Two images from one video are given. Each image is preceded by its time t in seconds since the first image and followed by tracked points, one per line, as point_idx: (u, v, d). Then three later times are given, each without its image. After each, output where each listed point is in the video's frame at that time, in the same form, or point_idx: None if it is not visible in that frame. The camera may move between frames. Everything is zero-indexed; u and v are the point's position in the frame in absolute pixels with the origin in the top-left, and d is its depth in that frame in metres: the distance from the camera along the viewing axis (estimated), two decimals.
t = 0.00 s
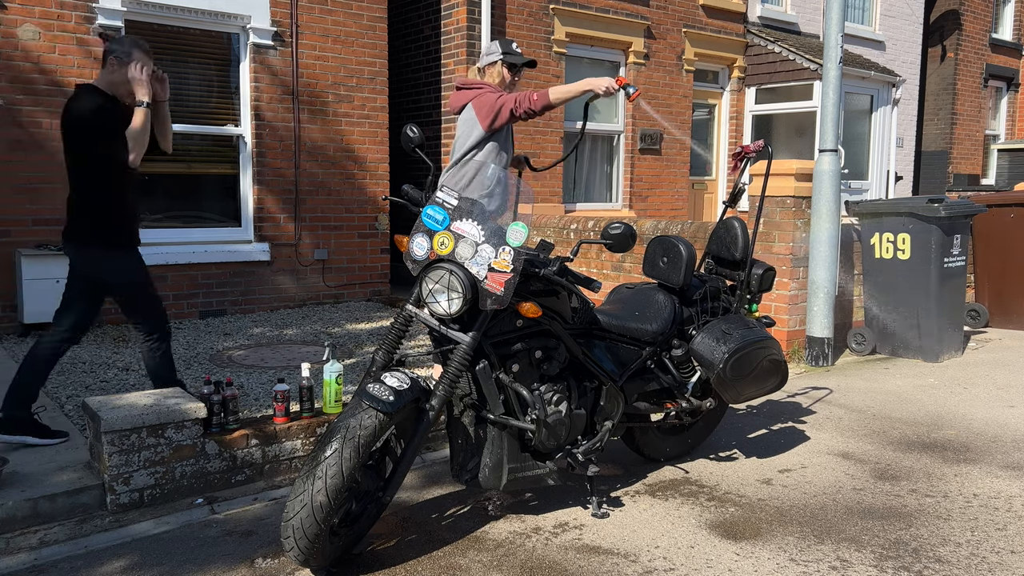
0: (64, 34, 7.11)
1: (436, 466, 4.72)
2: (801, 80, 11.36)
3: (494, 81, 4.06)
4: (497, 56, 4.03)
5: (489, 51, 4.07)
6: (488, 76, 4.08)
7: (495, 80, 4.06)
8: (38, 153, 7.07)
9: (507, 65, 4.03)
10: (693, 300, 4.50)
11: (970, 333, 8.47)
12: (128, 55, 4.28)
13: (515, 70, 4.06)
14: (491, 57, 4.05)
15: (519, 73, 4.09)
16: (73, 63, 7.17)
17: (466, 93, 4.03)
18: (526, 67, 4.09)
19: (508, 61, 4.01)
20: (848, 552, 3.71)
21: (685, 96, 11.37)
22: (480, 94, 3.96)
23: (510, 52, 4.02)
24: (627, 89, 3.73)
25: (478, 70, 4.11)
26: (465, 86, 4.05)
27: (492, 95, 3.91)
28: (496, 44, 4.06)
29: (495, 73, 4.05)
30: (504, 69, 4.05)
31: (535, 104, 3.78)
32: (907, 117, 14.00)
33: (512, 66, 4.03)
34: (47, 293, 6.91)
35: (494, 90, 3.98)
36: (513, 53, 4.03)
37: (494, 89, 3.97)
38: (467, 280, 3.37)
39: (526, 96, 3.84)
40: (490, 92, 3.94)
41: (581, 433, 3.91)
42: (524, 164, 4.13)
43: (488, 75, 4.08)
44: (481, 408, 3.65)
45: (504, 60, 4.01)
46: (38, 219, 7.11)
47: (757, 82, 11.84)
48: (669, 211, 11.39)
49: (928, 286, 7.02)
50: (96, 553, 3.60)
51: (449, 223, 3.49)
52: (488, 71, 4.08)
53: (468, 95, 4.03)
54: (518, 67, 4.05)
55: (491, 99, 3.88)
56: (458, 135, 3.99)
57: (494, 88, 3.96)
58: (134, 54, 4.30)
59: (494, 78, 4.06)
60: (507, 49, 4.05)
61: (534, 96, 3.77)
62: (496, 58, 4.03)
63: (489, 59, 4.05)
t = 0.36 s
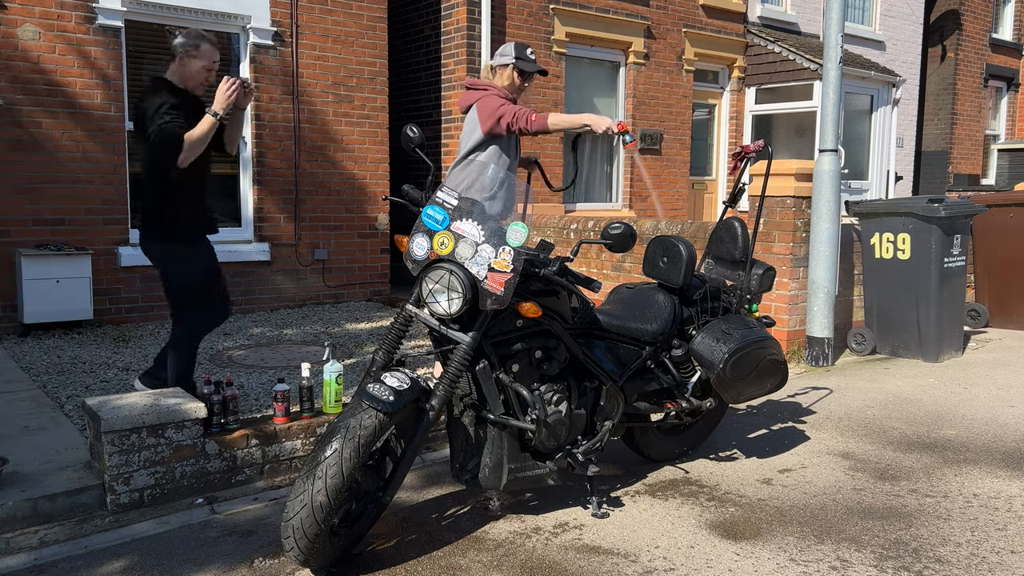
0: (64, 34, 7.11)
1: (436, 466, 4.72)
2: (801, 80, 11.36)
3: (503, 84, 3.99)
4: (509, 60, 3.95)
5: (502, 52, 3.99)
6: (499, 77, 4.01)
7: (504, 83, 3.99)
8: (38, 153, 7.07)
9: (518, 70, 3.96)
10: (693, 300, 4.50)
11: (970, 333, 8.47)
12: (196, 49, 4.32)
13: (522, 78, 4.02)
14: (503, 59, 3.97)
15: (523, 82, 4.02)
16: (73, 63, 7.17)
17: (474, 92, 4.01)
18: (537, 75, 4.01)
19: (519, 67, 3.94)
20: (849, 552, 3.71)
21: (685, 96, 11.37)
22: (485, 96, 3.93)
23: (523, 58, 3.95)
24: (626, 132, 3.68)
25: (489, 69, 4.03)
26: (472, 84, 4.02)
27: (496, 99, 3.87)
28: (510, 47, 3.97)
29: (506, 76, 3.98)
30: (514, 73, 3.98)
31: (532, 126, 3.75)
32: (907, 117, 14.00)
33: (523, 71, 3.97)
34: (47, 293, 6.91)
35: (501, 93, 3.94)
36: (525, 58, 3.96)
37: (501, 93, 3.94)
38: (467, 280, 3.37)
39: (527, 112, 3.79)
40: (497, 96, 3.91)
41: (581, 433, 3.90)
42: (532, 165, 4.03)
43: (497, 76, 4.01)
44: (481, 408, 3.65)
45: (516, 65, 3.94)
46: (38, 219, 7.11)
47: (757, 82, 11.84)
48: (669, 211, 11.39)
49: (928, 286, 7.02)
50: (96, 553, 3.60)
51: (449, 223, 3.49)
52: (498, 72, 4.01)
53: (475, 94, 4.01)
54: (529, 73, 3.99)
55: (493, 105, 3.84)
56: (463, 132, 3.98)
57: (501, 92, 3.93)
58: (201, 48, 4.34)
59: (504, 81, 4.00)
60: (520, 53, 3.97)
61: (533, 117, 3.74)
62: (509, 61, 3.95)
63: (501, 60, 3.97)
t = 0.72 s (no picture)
0: (64, 34, 7.11)
1: (436, 466, 4.72)
2: (801, 80, 11.36)
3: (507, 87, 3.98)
4: (513, 64, 3.94)
5: (507, 56, 3.98)
6: (503, 80, 4.00)
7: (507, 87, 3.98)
8: (38, 153, 7.07)
9: (520, 74, 3.94)
10: (693, 301, 4.50)
11: (970, 333, 8.47)
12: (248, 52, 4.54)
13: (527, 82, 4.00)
14: (507, 62, 3.96)
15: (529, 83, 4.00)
16: (73, 63, 7.17)
17: (477, 94, 3.98)
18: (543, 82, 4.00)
19: (522, 71, 3.92)
20: (848, 552, 3.70)
21: (685, 96, 11.37)
22: (487, 99, 3.90)
23: (525, 62, 3.93)
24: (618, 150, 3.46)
25: (495, 71, 4.03)
26: (476, 86, 3.99)
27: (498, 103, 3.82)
28: (515, 51, 3.96)
29: (509, 80, 3.97)
30: (518, 77, 3.97)
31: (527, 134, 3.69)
32: (907, 117, 14.00)
33: (525, 76, 3.94)
34: (47, 293, 6.91)
35: (503, 97, 3.92)
36: (528, 63, 3.94)
37: (503, 96, 3.91)
38: (467, 280, 3.37)
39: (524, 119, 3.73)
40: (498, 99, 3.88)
41: (581, 433, 3.91)
42: (535, 169, 3.94)
43: (501, 79, 4.00)
44: (481, 408, 3.65)
45: (519, 69, 3.92)
46: (38, 219, 7.11)
47: (758, 82, 11.84)
48: (669, 211, 11.39)
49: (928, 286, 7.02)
50: (96, 553, 3.60)
51: (449, 223, 3.49)
52: (502, 75, 4.01)
53: (478, 96, 3.98)
54: (532, 78, 3.96)
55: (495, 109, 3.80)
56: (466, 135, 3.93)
57: (503, 95, 3.90)
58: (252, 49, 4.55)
59: (507, 84, 3.99)
60: (524, 58, 3.95)
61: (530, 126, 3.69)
62: (512, 65, 3.94)
63: (505, 64, 3.97)
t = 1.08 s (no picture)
0: (64, 34, 7.11)
1: (436, 466, 4.72)
2: (801, 80, 11.36)
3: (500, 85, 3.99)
4: (505, 62, 3.93)
5: (501, 54, 3.97)
6: (497, 78, 4.01)
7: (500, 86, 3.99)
8: (38, 153, 7.07)
9: (512, 73, 3.93)
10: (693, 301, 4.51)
11: (971, 333, 8.46)
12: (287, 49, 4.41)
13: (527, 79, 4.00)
14: (501, 61, 3.96)
15: (530, 81, 4.00)
16: (73, 63, 7.17)
17: (473, 92, 4.01)
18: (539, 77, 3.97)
19: (513, 70, 3.90)
20: (848, 552, 3.71)
21: (685, 96, 11.37)
22: (479, 97, 3.94)
23: (517, 61, 3.89)
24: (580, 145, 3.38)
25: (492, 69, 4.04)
26: (471, 85, 4.03)
27: (486, 101, 3.85)
28: (509, 49, 3.93)
29: (501, 78, 3.98)
30: (509, 75, 3.97)
31: (501, 134, 3.70)
32: (907, 117, 14.00)
33: (517, 74, 3.92)
34: (46, 293, 6.91)
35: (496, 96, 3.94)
36: (521, 61, 3.90)
37: (496, 94, 3.94)
38: (467, 280, 3.37)
39: (502, 117, 3.72)
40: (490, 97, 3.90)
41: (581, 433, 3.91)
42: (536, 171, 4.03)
43: (495, 78, 4.01)
44: (481, 408, 3.65)
45: (510, 68, 3.91)
46: (38, 219, 7.11)
47: (758, 82, 11.84)
48: (669, 211, 11.39)
49: (928, 286, 7.02)
50: (96, 553, 3.60)
51: (449, 223, 3.49)
52: (497, 73, 4.01)
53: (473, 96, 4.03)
54: (524, 76, 3.93)
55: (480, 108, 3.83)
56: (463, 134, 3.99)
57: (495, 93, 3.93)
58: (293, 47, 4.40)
59: (501, 83, 4.00)
60: (517, 56, 3.92)
61: (501, 124, 3.69)
62: (504, 63, 3.93)
63: (499, 62, 3.97)
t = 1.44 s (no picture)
0: (64, 34, 7.11)
1: (436, 466, 4.72)
2: (801, 80, 11.36)
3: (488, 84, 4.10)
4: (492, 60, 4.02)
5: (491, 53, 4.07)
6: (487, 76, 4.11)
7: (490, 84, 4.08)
8: (38, 153, 7.07)
9: (500, 71, 4.01)
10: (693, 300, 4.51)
11: (971, 333, 8.46)
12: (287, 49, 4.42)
13: (521, 77, 4.05)
14: (490, 59, 4.06)
15: (519, 78, 4.05)
16: (73, 63, 7.17)
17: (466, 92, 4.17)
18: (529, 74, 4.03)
19: (499, 68, 3.99)
20: (849, 552, 3.70)
21: (685, 96, 11.37)
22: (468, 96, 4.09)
23: (503, 59, 3.98)
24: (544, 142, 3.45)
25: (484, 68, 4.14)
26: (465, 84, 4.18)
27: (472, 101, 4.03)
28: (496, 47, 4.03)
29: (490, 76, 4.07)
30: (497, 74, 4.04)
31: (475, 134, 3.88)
32: (907, 117, 14.00)
33: (504, 72, 4.00)
34: (46, 293, 6.91)
35: (485, 94, 4.05)
36: (507, 59, 3.98)
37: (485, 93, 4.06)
38: (467, 280, 3.37)
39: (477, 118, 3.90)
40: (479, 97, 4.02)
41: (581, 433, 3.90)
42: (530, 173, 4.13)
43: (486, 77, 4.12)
44: (481, 408, 3.65)
45: (496, 66, 4.00)
46: (38, 219, 7.11)
47: (758, 82, 11.84)
48: (669, 211, 11.39)
49: (928, 286, 7.02)
50: (96, 553, 3.60)
51: (449, 223, 3.49)
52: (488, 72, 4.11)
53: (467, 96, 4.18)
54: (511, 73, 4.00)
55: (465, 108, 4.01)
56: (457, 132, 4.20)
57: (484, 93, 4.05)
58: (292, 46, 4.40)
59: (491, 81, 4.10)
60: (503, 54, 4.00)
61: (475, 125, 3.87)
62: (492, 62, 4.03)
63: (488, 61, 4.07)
